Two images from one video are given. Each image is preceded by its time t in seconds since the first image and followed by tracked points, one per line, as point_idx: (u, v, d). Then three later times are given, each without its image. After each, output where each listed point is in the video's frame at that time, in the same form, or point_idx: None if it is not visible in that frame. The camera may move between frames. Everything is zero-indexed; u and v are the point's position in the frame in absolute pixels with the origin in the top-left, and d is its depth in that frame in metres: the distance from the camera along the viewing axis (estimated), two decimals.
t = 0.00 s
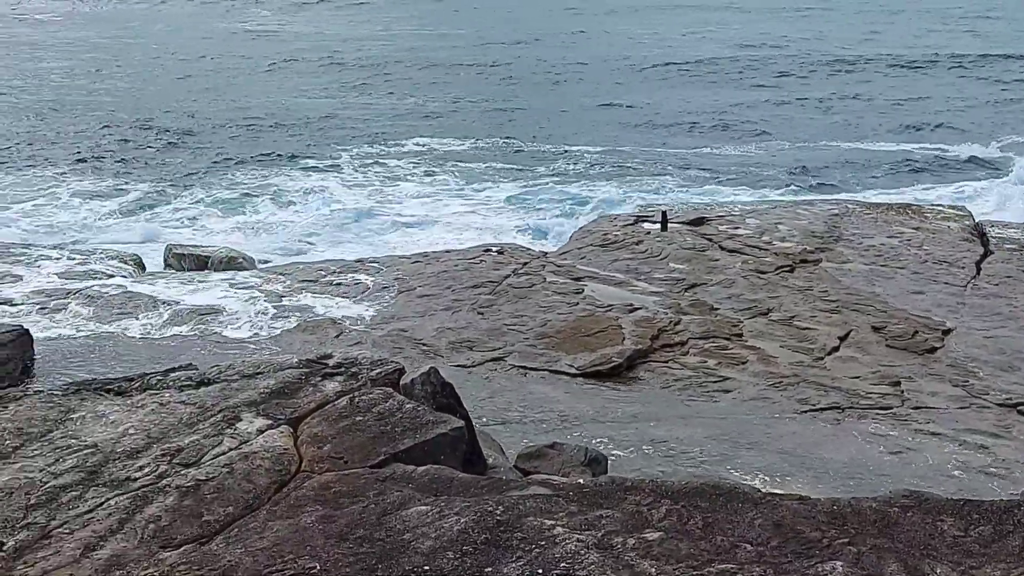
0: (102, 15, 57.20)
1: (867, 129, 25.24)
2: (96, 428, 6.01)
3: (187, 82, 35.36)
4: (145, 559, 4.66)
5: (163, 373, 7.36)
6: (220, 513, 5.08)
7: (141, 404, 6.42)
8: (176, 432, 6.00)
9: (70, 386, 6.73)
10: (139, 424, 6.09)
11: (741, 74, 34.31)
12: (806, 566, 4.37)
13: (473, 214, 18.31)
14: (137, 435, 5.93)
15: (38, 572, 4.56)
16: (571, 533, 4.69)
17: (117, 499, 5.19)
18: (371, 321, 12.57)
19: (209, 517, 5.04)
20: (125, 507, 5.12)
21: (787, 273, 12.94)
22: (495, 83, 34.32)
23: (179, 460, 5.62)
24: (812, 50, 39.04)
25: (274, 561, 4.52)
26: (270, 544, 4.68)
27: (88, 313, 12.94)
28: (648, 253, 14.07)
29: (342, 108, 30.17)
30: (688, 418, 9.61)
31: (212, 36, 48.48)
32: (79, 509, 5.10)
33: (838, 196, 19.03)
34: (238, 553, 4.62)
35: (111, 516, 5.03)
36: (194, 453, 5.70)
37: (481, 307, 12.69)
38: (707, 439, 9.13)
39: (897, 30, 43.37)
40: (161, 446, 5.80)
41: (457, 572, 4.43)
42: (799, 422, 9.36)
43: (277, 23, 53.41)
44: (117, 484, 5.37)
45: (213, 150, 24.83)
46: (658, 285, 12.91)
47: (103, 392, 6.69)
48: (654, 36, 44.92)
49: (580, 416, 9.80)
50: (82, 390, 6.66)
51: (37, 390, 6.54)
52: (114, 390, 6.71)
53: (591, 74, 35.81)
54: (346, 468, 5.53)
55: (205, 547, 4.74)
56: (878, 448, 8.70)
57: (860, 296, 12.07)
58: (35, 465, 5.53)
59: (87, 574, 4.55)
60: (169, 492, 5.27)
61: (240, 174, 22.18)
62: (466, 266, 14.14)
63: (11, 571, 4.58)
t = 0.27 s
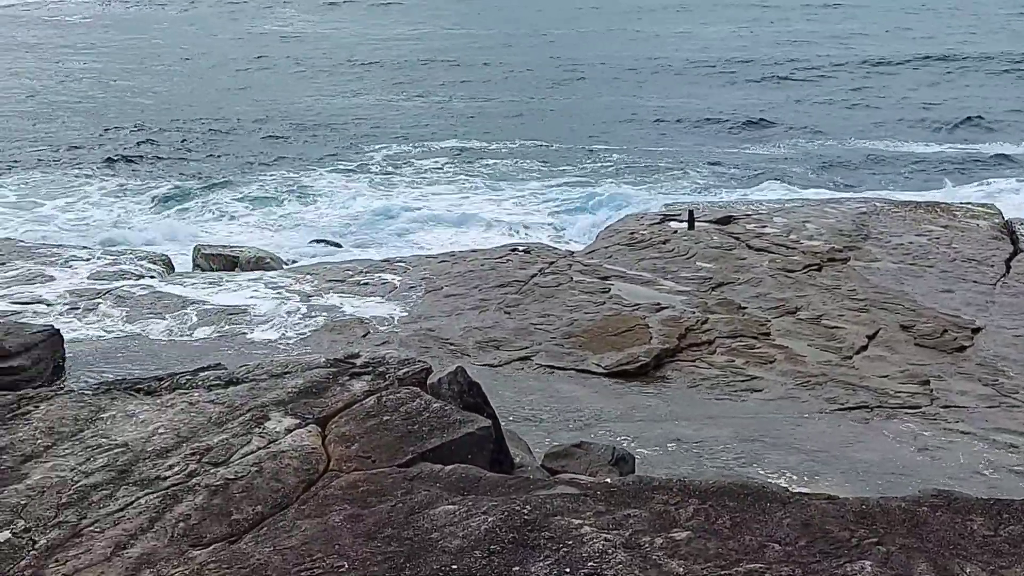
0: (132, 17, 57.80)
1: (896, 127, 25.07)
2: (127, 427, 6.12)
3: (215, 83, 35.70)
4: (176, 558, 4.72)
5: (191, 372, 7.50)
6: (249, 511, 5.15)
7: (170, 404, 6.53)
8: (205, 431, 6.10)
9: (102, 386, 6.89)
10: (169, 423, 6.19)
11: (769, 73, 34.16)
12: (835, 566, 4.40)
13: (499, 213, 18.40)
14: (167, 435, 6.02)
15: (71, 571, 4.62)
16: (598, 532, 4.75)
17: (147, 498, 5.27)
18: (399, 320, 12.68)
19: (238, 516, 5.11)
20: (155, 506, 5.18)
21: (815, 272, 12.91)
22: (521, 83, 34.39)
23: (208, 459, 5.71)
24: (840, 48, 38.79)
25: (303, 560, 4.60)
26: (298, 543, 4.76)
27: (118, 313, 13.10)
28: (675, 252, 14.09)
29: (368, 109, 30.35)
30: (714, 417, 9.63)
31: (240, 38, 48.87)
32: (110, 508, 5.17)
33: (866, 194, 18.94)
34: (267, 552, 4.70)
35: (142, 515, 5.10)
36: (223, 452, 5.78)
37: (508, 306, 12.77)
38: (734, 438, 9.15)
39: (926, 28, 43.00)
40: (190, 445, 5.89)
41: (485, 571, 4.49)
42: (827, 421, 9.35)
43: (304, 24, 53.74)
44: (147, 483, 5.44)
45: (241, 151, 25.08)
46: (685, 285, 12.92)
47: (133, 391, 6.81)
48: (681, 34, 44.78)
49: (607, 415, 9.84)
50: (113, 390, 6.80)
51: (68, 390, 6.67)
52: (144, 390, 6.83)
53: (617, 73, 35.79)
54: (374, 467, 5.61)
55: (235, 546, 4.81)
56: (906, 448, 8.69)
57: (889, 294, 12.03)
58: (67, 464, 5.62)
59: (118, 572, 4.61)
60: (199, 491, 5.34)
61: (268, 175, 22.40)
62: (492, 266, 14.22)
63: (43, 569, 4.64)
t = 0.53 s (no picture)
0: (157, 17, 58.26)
1: (920, 128, 24.94)
2: (150, 426, 6.24)
3: (240, 83, 36.00)
4: (198, 555, 4.82)
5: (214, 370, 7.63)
6: (271, 510, 5.25)
7: (194, 402, 6.65)
8: (228, 430, 6.21)
9: (126, 385, 7.04)
10: (193, 421, 6.31)
11: (792, 73, 34.04)
12: (857, 568, 4.44)
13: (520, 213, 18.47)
14: (190, 433, 6.14)
15: (94, 568, 4.73)
16: (619, 533, 4.81)
17: (170, 495, 5.38)
18: (421, 320, 12.78)
19: (261, 514, 5.21)
20: (178, 504, 5.29)
21: (838, 272, 12.91)
22: (543, 83, 34.44)
23: (231, 457, 5.82)
24: (865, 49, 38.60)
25: (324, 559, 4.69)
26: (320, 542, 4.85)
27: (144, 313, 13.26)
28: (697, 253, 14.11)
29: (390, 109, 30.48)
30: (735, 418, 9.66)
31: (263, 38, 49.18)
32: (134, 505, 5.28)
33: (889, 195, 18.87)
34: (289, 550, 4.79)
35: (165, 513, 5.20)
36: (246, 450, 5.88)
37: (530, 306, 12.84)
38: (754, 439, 9.18)
39: (952, 28, 42.72)
40: (213, 444, 6.00)
41: (506, 571, 4.57)
42: (848, 423, 9.36)
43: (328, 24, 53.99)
44: (171, 480, 5.56)
45: (264, 151, 25.28)
46: (707, 285, 12.94)
47: (157, 390, 6.95)
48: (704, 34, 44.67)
49: (628, 416, 9.89)
50: (137, 388, 6.94)
51: (92, 388, 6.81)
52: (167, 389, 6.97)
53: (639, 73, 35.76)
54: (396, 467, 5.70)
55: (256, 545, 4.91)
56: (929, 450, 8.69)
57: (912, 295, 12.01)
58: (91, 461, 5.75)
59: (141, 570, 4.71)
60: (222, 489, 5.44)
61: (291, 175, 22.58)
62: (515, 266, 14.30)
63: (68, 566, 4.75)
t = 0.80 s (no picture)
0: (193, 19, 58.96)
1: (957, 129, 24.70)
2: (184, 424, 6.41)
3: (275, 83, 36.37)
4: (231, 554, 4.95)
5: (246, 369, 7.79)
6: (303, 508, 5.37)
7: (227, 401, 6.81)
8: (261, 429, 6.35)
9: (161, 383, 7.21)
10: (226, 420, 6.47)
11: (826, 74, 33.81)
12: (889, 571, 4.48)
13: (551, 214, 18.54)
14: (224, 432, 6.29)
15: (129, 565, 4.86)
16: (650, 534, 4.88)
17: (204, 494, 5.51)
18: (453, 321, 12.90)
19: (293, 513, 5.33)
20: (211, 502, 5.43)
21: (872, 275, 12.86)
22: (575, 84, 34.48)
23: (263, 456, 5.95)
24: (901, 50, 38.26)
25: (355, 558, 4.81)
26: (351, 541, 4.96)
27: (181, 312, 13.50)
28: (730, 254, 14.10)
29: (423, 110, 30.68)
30: (766, 421, 9.68)
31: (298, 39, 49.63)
32: (168, 503, 5.42)
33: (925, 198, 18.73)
34: (321, 549, 4.90)
35: (199, 511, 5.34)
36: (279, 449, 6.02)
37: (562, 307, 12.92)
38: (786, 442, 9.19)
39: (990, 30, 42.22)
40: (247, 442, 6.15)
41: (536, 572, 4.66)
42: (881, 426, 9.35)
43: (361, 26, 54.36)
44: (205, 479, 5.70)
45: (298, 152, 25.55)
46: (739, 287, 12.95)
47: (191, 389, 7.11)
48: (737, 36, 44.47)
49: (658, 417, 9.94)
50: (171, 386, 7.11)
51: (128, 387, 6.99)
52: (201, 387, 7.14)
53: (672, 74, 35.69)
54: (427, 467, 5.81)
55: (289, 543, 5.03)
56: (963, 454, 8.66)
57: (947, 298, 11.95)
58: (126, 459, 5.91)
59: (174, 567, 4.84)
60: (254, 487, 5.58)
61: (324, 176, 22.82)
62: (547, 267, 14.38)
63: (104, 562, 4.89)
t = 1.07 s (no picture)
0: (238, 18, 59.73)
1: (1004, 131, 24.39)
2: (227, 421, 6.62)
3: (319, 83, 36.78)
4: (272, 550, 5.12)
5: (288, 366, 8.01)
6: (344, 506, 5.54)
7: (269, 398, 7.02)
8: (302, 426, 6.54)
9: (204, 379, 7.45)
10: (269, 417, 6.67)
11: (872, 74, 33.48)
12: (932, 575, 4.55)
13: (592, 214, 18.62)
14: (266, 429, 6.49)
15: (172, 559, 5.03)
16: (692, 536, 4.98)
17: (246, 490, 5.70)
18: (495, 320, 13.05)
19: (334, 510, 5.49)
20: (253, 499, 5.61)
21: (916, 277, 12.80)
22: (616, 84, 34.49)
23: (305, 453, 6.14)
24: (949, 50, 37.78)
25: (396, 555, 4.96)
26: (392, 539, 5.12)
27: (228, 309, 13.80)
28: (772, 255, 14.10)
29: (465, 110, 30.89)
30: (807, 422, 9.71)
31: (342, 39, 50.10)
32: (211, 498, 5.61)
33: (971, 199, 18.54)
34: (362, 546, 5.07)
35: (240, 507, 5.52)
36: (321, 446, 6.20)
37: (603, 307, 13.01)
38: (827, 444, 9.22)
39: None
40: (289, 440, 6.34)
41: (576, 571, 4.79)
42: (923, 430, 9.33)
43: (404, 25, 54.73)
44: (246, 475, 5.89)
45: (341, 151, 25.87)
46: (782, 288, 12.95)
47: (234, 385, 7.34)
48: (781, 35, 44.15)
49: (699, 418, 10.00)
50: (213, 382, 7.35)
51: (171, 383, 7.23)
52: (244, 384, 7.36)
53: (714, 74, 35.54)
54: (466, 466, 5.96)
55: (329, 539, 5.19)
56: (1007, 460, 8.64)
57: (993, 301, 11.87)
58: (170, 455, 6.12)
59: (217, 562, 5.01)
60: (296, 484, 5.75)
61: (367, 175, 23.10)
62: (588, 267, 14.48)
63: (147, 557, 5.07)
